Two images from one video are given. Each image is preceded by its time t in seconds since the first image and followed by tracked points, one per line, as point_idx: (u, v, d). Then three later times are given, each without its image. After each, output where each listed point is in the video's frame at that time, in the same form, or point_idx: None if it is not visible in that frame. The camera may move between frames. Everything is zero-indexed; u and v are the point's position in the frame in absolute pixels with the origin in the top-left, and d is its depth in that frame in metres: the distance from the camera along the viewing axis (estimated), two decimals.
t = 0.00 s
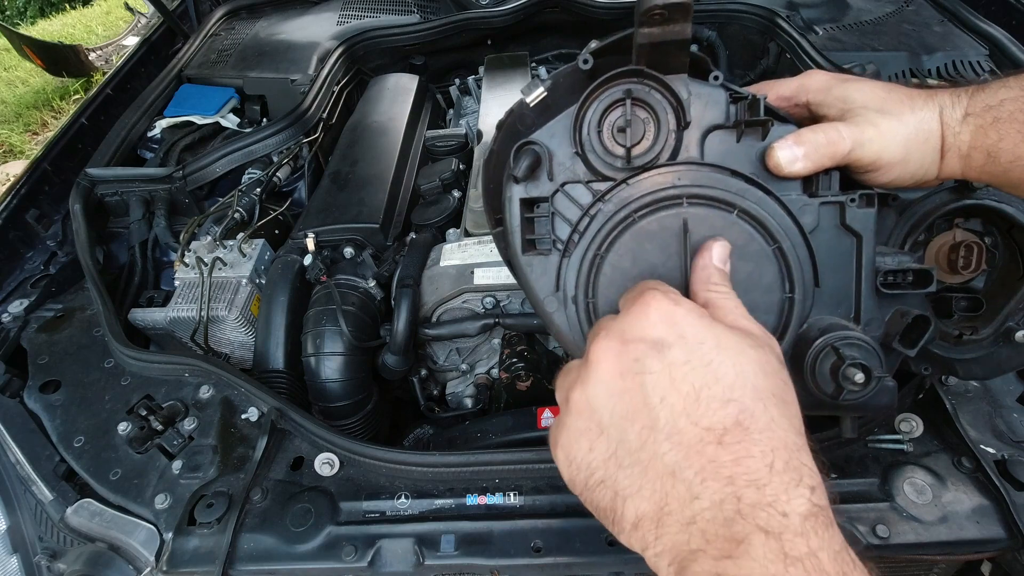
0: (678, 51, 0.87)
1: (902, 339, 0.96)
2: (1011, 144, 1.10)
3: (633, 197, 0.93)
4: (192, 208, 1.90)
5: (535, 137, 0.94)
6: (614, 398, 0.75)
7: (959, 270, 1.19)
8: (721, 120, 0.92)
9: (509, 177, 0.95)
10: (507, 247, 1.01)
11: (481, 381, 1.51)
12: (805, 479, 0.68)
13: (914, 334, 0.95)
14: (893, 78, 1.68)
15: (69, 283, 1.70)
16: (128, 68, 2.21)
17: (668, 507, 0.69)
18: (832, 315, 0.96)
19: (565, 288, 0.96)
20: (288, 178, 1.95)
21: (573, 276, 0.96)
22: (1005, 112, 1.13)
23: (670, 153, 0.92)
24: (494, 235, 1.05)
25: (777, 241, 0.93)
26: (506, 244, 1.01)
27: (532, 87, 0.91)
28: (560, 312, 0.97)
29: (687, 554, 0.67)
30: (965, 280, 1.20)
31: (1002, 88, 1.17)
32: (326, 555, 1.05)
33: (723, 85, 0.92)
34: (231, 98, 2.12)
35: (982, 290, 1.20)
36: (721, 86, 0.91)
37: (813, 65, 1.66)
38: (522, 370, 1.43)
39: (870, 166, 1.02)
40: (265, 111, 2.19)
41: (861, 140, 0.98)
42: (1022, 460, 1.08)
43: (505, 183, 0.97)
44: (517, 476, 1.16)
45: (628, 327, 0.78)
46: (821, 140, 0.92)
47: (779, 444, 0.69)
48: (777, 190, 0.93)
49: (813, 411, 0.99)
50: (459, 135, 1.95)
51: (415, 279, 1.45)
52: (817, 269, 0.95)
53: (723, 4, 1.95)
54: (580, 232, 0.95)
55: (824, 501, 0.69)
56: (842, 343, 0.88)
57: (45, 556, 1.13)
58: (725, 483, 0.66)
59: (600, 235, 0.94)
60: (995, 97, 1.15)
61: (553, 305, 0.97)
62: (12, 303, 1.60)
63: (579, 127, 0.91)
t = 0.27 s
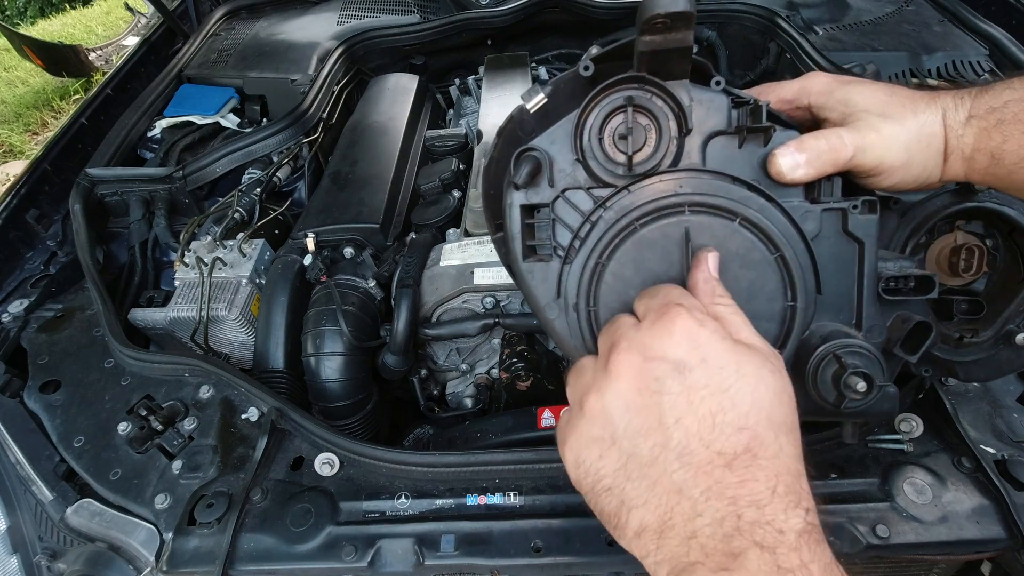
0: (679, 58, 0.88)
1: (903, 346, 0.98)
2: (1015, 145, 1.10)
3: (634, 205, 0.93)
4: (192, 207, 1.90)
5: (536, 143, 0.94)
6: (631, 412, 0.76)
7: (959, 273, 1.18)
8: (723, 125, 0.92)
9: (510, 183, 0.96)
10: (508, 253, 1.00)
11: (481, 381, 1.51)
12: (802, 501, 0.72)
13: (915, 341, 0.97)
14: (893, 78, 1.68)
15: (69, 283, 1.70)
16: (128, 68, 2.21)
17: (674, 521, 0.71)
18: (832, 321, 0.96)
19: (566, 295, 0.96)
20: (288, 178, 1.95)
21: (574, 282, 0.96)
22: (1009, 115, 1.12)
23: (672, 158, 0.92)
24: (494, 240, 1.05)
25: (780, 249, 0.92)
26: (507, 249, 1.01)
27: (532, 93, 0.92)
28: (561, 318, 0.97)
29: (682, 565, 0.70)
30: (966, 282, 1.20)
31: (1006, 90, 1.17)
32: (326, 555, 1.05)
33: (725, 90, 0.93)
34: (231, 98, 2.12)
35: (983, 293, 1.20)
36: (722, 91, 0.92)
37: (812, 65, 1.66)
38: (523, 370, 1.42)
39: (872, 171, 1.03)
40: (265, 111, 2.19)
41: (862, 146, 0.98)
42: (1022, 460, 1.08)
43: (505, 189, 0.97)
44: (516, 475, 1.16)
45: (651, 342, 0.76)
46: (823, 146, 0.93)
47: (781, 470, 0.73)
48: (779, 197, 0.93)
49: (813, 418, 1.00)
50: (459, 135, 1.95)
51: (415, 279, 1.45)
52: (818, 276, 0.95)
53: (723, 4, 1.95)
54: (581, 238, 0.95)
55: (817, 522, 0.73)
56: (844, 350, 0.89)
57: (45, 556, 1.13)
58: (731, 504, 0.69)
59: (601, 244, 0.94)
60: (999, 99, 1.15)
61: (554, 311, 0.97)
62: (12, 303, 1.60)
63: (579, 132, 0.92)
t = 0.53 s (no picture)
0: (678, 62, 0.87)
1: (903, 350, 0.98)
2: (1017, 151, 1.09)
3: (633, 209, 0.93)
4: (192, 207, 1.90)
5: (534, 146, 0.94)
6: (627, 408, 0.76)
7: (959, 276, 1.17)
8: (722, 129, 0.92)
9: (509, 187, 0.96)
10: (507, 256, 1.01)
11: (481, 381, 1.51)
12: (793, 498, 0.72)
13: (914, 346, 0.97)
14: (893, 78, 1.68)
15: (69, 283, 1.70)
16: (128, 68, 2.21)
17: (666, 516, 0.72)
18: (831, 325, 0.96)
19: (565, 298, 0.96)
20: (288, 178, 1.95)
21: (573, 286, 0.96)
22: (1011, 120, 1.12)
23: (671, 163, 0.92)
24: (493, 243, 1.06)
25: (778, 253, 0.92)
26: (506, 252, 1.01)
27: (531, 97, 0.92)
28: (559, 321, 0.97)
29: (672, 560, 0.71)
30: (966, 285, 1.19)
31: (1008, 95, 1.17)
32: (326, 555, 1.05)
33: (725, 93, 0.92)
34: (231, 98, 2.12)
35: (983, 295, 1.20)
36: (722, 95, 0.91)
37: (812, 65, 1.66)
38: (522, 370, 1.43)
39: (872, 175, 1.03)
40: (265, 111, 2.19)
41: (862, 150, 0.98)
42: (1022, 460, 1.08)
43: (504, 193, 0.97)
44: (516, 474, 1.16)
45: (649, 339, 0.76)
46: (823, 150, 0.92)
47: (774, 468, 0.73)
48: (778, 201, 0.93)
49: (811, 421, 1.00)
50: (459, 135, 1.95)
51: (415, 279, 1.45)
52: (817, 280, 0.95)
53: (723, 4, 1.95)
54: (579, 242, 0.95)
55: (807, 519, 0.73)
56: (844, 356, 0.88)
57: (45, 556, 1.13)
58: (722, 501, 0.70)
59: (599, 248, 0.94)
60: (1000, 104, 1.15)
61: (552, 314, 0.97)
62: (12, 303, 1.60)
63: (578, 137, 0.92)
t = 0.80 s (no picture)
0: (673, 69, 0.86)
1: (899, 354, 1.02)
2: (1017, 153, 1.09)
3: (627, 215, 0.92)
4: (192, 208, 1.90)
5: (529, 151, 0.94)
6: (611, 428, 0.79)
7: (959, 279, 1.18)
8: (718, 135, 0.92)
9: (505, 192, 0.96)
10: (503, 260, 1.01)
11: (481, 381, 1.51)
12: (793, 491, 0.69)
13: (912, 349, 1.01)
14: (894, 78, 1.68)
15: (69, 283, 1.70)
16: (128, 68, 2.21)
17: (667, 530, 0.72)
18: (827, 331, 0.96)
19: (560, 303, 0.97)
20: (288, 178, 1.95)
21: (568, 291, 0.96)
22: (1011, 121, 1.12)
23: (666, 168, 0.92)
24: (490, 248, 1.05)
25: (773, 259, 0.92)
26: (502, 256, 1.01)
27: (527, 102, 0.92)
28: (555, 326, 0.98)
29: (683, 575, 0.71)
30: (966, 288, 1.20)
31: (1008, 97, 1.17)
32: (326, 555, 1.05)
33: (721, 98, 0.91)
34: (231, 98, 2.12)
35: (984, 299, 1.19)
36: (718, 100, 0.91)
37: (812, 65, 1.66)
38: (522, 369, 1.43)
39: (870, 178, 1.03)
40: (265, 111, 2.19)
41: (859, 155, 0.98)
42: (1022, 460, 1.08)
43: (500, 197, 0.97)
44: (517, 474, 1.16)
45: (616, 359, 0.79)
46: (820, 156, 0.92)
47: (767, 464, 0.70)
48: (774, 207, 0.93)
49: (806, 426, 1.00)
50: (459, 135, 1.95)
51: (415, 279, 1.45)
52: (812, 286, 0.95)
53: (723, 4, 1.95)
54: (575, 247, 0.95)
55: (814, 514, 0.69)
56: (837, 364, 0.90)
57: (45, 556, 1.13)
58: (712, 507, 0.69)
59: (593, 254, 0.94)
60: (1000, 105, 1.14)
61: (548, 319, 0.98)
62: (12, 303, 1.60)
63: (573, 142, 0.92)
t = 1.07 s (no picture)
0: (673, 69, 0.87)
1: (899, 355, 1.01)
2: (1017, 152, 1.09)
3: (627, 215, 0.92)
4: (192, 208, 1.90)
5: (529, 151, 0.94)
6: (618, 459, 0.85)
7: (959, 278, 1.18)
8: (718, 135, 0.92)
9: (504, 192, 0.96)
10: (503, 259, 1.01)
11: (481, 381, 1.51)
12: (791, 490, 0.68)
13: (911, 351, 1.00)
14: (893, 78, 1.68)
15: (69, 283, 1.70)
16: (128, 68, 2.21)
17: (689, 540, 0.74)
18: (827, 330, 0.96)
19: (560, 304, 0.97)
20: (288, 178, 1.95)
21: (568, 292, 0.96)
22: (1010, 121, 1.12)
23: (666, 168, 0.92)
24: (490, 247, 1.05)
25: (772, 259, 0.92)
26: (502, 256, 1.01)
27: (526, 102, 0.92)
28: (555, 326, 0.98)
29: None
30: (966, 288, 1.20)
31: (1008, 97, 1.17)
32: (326, 555, 1.05)
33: (721, 98, 0.91)
34: (231, 98, 2.12)
35: (984, 299, 1.19)
36: (717, 100, 0.91)
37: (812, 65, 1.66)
38: (523, 370, 1.43)
39: (869, 178, 1.03)
40: (265, 111, 2.19)
41: (859, 155, 0.98)
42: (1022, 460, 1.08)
43: (499, 197, 0.97)
44: (517, 473, 1.16)
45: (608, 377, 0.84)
46: (820, 155, 0.92)
47: (762, 464, 0.69)
48: (775, 207, 0.93)
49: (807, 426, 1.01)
50: (459, 135, 1.95)
51: (415, 279, 1.45)
52: (813, 286, 0.95)
53: (723, 4, 1.95)
54: (574, 247, 0.95)
55: (790, 515, 0.67)
56: (838, 363, 0.89)
57: (45, 556, 1.13)
58: (696, 524, 0.72)
59: (592, 254, 0.94)
60: (1000, 105, 1.15)
61: (548, 318, 0.98)
62: (12, 303, 1.60)
63: (573, 142, 0.92)
